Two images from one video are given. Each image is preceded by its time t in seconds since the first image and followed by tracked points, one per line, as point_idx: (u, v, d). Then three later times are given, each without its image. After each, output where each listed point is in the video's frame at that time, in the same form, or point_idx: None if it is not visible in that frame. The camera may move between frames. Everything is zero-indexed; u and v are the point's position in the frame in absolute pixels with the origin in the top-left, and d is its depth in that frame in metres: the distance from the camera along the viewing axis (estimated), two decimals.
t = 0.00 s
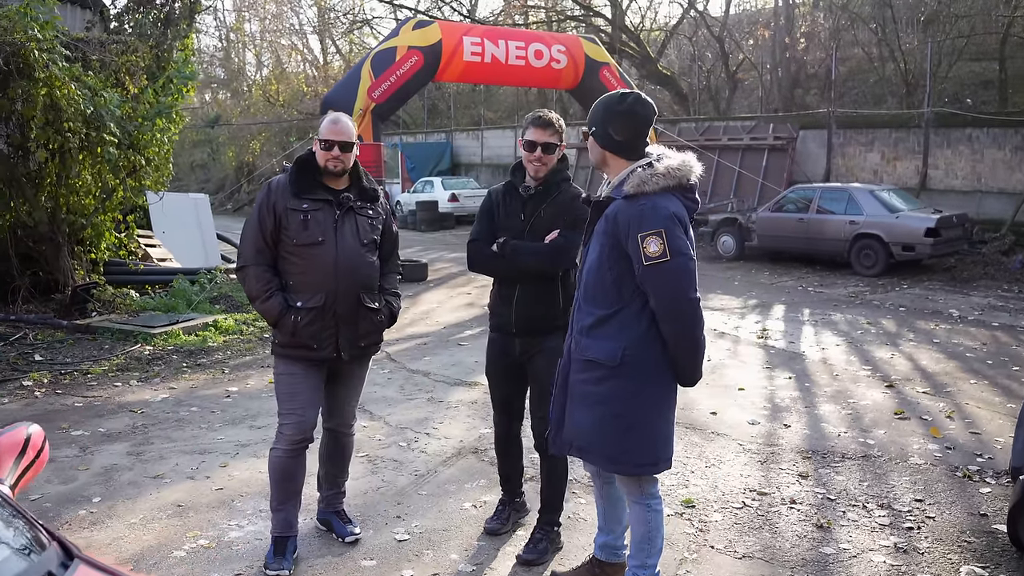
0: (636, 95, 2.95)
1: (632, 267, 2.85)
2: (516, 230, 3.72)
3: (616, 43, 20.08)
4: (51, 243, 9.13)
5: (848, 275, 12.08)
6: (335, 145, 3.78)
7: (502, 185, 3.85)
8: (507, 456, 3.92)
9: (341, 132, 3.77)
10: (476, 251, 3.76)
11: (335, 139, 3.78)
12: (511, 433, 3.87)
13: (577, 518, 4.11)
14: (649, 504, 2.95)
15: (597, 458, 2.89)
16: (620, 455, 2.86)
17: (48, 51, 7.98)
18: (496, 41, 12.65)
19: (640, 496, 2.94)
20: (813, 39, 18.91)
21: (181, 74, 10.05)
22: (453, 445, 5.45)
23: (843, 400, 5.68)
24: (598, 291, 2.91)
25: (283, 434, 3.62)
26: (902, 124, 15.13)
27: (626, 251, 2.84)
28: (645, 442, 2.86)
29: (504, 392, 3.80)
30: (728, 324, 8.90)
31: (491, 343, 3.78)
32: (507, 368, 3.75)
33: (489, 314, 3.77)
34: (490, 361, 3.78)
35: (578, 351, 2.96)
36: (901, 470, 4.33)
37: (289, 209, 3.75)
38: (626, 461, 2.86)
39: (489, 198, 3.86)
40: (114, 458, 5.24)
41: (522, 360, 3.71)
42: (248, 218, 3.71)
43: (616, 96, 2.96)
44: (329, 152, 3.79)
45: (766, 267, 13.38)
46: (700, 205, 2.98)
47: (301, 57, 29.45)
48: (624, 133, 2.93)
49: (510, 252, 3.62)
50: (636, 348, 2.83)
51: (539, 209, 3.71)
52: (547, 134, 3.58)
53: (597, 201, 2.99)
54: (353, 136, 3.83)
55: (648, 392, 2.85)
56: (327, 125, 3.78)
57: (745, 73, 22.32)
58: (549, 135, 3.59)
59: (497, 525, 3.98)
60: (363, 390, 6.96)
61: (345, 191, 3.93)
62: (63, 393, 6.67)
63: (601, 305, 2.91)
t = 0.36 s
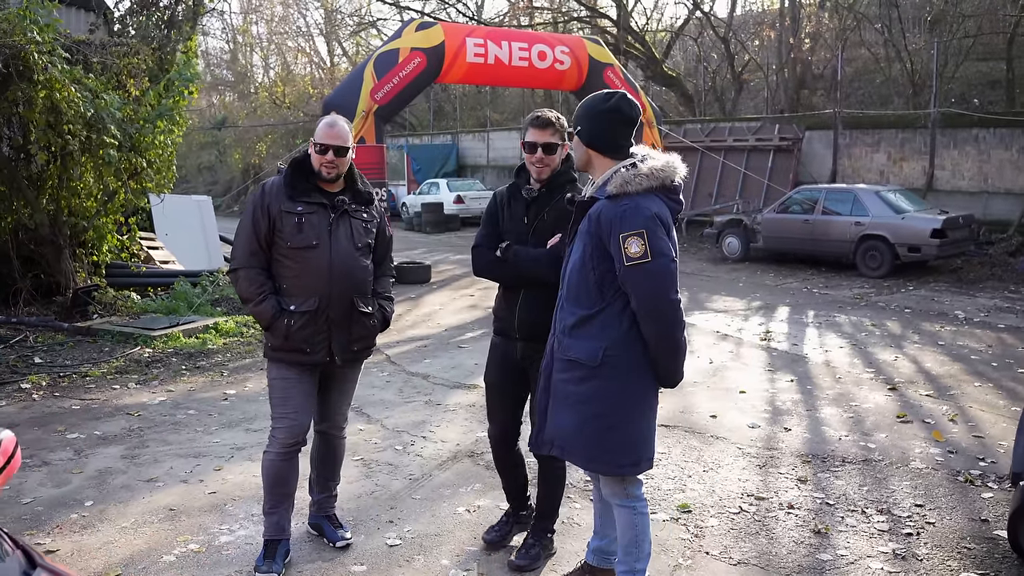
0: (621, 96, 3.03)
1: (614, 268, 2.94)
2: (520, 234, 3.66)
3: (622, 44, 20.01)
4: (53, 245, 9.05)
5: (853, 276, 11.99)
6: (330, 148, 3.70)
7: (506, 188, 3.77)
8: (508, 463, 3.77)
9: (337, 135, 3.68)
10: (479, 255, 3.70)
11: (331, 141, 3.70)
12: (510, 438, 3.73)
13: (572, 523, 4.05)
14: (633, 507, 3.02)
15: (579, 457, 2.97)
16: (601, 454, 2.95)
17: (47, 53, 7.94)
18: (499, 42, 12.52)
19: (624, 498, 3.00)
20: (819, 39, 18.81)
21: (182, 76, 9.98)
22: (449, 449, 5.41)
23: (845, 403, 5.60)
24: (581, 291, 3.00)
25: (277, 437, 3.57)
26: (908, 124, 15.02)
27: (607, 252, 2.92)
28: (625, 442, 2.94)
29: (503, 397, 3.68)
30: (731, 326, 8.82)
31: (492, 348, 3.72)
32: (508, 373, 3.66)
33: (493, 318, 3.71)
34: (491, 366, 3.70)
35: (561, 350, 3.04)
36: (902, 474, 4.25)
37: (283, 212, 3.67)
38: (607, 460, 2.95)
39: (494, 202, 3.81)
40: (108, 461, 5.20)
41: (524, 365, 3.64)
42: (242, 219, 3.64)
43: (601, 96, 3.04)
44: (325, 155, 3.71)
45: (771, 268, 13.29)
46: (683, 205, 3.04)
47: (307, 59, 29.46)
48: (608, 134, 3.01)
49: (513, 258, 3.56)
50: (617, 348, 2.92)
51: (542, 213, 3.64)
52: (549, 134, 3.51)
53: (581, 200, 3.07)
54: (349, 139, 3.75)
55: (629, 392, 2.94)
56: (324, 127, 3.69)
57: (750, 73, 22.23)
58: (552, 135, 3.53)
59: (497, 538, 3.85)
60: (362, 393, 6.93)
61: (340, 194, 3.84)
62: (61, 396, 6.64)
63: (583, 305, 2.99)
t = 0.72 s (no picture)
0: (599, 95, 3.02)
1: (600, 267, 2.90)
2: (512, 234, 3.63)
3: (627, 44, 19.95)
4: (54, 245, 9.04)
5: (858, 277, 11.91)
6: (318, 149, 3.66)
7: (500, 186, 3.71)
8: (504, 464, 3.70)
9: (325, 137, 3.64)
10: (471, 253, 3.64)
11: (319, 143, 3.66)
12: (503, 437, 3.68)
13: (564, 526, 4.01)
14: (621, 508, 2.99)
15: (567, 458, 2.93)
16: (589, 454, 2.91)
17: (47, 53, 7.93)
18: (502, 42, 12.48)
19: (611, 499, 2.98)
20: (824, 39, 18.73)
21: (183, 76, 9.89)
22: (444, 450, 5.38)
23: (845, 405, 5.54)
24: (567, 291, 2.95)
25: (267, 439, 3.53)
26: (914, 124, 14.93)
27: (594, 251, 2.89)
28: (613, 442, 2.91)
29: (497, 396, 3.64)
30: (733, 327, 8.76)
31: (484, 349, 3.68)
32: (501, 373, 3.62)
33: (484, 317, 3.67)
34: (480, 365, 3.67)
35: (547, 351, 3.00)
36: (901, 477, 4.19)
37: (272, 214, 3.63)
38: (595, 460, 2.91)
39: (488, 197, 3.73)
40: (103, 462, 5.17)
41: (514, 366, 3.62)
42: (230, 221, 3.60)
43: (580, 96, 3.02)
44: (313, 157, 3.67)
45: (776, 269, 13.22)
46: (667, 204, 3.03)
47: (314, 60, 29.46)
48: (589, 133, 3.00)
49: (506, 258, 3.51)
50: (605, 348, 2.88)
51: (535, 214, 3.61)
52: (522, 130, 3.52)
53: (565, 200, 3.04)
54: (337, 140, 3.71)
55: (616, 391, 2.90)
56: (311, 129, 3.65)
57: (756, 74, 22.14)
58: (526, 130, 3.53)
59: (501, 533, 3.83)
60: (359, 394, 6.90)
61: (328, 196, 3.80)
62: (59, 396, 6.62)
63: (569, 304, 2.95)
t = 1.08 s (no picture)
0: (579, 95, 3.01)
1: (592, 269, 2.87)
2: (497, 231, 3.62)
3: (636, 46, 19.91)
4: (61, 244, 9.09)
5: (866, 279, 11.84)
6: (311, 151, 3.65)
7: (488, 186, 3.73)
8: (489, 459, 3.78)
9: (318, 138, 3.64)
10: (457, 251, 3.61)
11: (313, 144, 3.65)
12: (485, 433, 3.77)
13: (560, 529, 3.98)
14: (616, 513, 2.96)
15: (567, 464, 2.89)
16: (589, 459, 2.87)
17: (53, 54, 7.99)
18: (509, 42, 12.48)
19: (606, 504, 2.94)
20: (833, 40, 18.64)
21: (189, 77, 9.71)
22: (443, 451, 5.37)
23: (849, 408, 5.48)
24: (560, 296, 2.92)
25: (260, 440, 3.51)
26: (923, 126, 14.84)
27: (585, 254, 2.86)
28: (613, 446, 2.87)
29: (480, 394, 3.69)
30: (739, 329, 8.71)
31: (467, 348, 3.72)
32: (482, 372, 3.66)
33: (470, 316, 3.69)
34: (464, 361, 3.71)
35: (542, 357, 2.97)
36: (901, 481, 4.14)
37: (267, 215, 3.62)
38: (595, 466, 2.87)
39: (477, 200, 3.79)
40: (102, 461, 5.17)
41: (497, 365, 3.62)
42: (224, 222, 3.58)
43: (562, 98, 3.01)
44: (306, 158, 3.66)
45: (784, 271, 13.14)
46: (655, 202, 3.01)
47: (325, 60, 29.49)
48: (573, 136, 2.98)
49: (489, 253, 3.49)
50: (600, 351, 2.85)
51: (519, 212, 3.59)
52: (516, 128, 3.54)
53: (554, 203, 3.02)
54: (331, 141, 3.70)
55: (614, 395, 2.87)
56: (305, 130, 3.64)
57: (766, 75, 22.06)
58: (521, 129, 3.55)
59: (483, 526, 3.96)
60: (361, 395, 6.89)
61: (323, 196, 3.78)
62: (62, 395, 6.64)
63: (563, 309, 2.92)
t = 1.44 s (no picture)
0: (592, 99, 2.99)
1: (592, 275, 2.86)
2: (485, 228, 3.69)
3: (654, 45, 19.84)
4: (78, 244, 9.20)
5: (884, 280, 11.73)
6: (317, 152, 3.65)
7: (474, 184, 3.81)
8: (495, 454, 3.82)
9: (326, 139, 3.64)
10: (448, 249, 3.72)
11: (321, 145, 3.65)
12: (491, 428, 3.80)
13: (566, 529, 3.98)
14: (622, 516, 2.93)
15: (575, 469, 2.88)
16: (596, 464, 2.85)
17: (70, 56, 8.08)
18: (526, 43, 12.44)
19: (612, 507, 2.92)
20: (852, 39, 18.48)
21: (206, 77, 9.79)
22: (452, 450, 5.37)
23: (861, 409, 5.43)
24: (563, 301, 2.92)
25: (265, 439, 3.53)
26: (943, 125, 14.69)
27: (585, 260, 2.85)
28: (619, 451, 2.85)
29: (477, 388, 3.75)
30: (754, 330, 8.65)
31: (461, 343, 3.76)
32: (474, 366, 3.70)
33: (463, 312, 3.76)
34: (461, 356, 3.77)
35: (549, 362, 2.97)
36: (912, 484, 4.09)
37: (272, 216, 3.62)
38: (602, 471, 2.85)
39: (464, 198, 3.82)
40: (114, 458, 5.22)
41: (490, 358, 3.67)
42: (231, 222, 3.59)
43: (571, 99, 2.99)
44: (312, 159, 3.67)
45: (801, 271, 13.04)
46: (660, 206, 2.98)
47: (344, 61, 29.59)
48: (579, 138, 2.97)
49: (477, 250, 3.59)
50: (602, 357, 2.83)
51: (506, 209, 3.65)
52: (511, 125, 3.56)
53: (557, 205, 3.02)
54: (337, 143, 3.70)
55: (618, 400, 2.84)
56: (312, 130, 3.64)
57: (784, 74, 21.91)
58: (517, 127, 3.57)
59: (490, 527, 3.96)
60: (373, 394, 6.91)
61: (328, 198, 3.79)
62: (77, 392, 6.71)
63: (567, 315, 2.91)
